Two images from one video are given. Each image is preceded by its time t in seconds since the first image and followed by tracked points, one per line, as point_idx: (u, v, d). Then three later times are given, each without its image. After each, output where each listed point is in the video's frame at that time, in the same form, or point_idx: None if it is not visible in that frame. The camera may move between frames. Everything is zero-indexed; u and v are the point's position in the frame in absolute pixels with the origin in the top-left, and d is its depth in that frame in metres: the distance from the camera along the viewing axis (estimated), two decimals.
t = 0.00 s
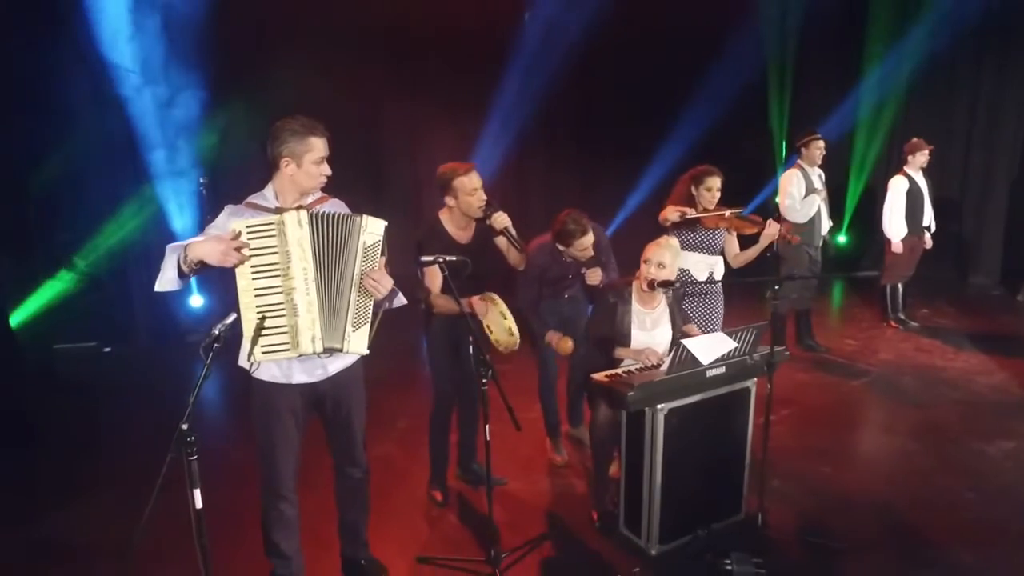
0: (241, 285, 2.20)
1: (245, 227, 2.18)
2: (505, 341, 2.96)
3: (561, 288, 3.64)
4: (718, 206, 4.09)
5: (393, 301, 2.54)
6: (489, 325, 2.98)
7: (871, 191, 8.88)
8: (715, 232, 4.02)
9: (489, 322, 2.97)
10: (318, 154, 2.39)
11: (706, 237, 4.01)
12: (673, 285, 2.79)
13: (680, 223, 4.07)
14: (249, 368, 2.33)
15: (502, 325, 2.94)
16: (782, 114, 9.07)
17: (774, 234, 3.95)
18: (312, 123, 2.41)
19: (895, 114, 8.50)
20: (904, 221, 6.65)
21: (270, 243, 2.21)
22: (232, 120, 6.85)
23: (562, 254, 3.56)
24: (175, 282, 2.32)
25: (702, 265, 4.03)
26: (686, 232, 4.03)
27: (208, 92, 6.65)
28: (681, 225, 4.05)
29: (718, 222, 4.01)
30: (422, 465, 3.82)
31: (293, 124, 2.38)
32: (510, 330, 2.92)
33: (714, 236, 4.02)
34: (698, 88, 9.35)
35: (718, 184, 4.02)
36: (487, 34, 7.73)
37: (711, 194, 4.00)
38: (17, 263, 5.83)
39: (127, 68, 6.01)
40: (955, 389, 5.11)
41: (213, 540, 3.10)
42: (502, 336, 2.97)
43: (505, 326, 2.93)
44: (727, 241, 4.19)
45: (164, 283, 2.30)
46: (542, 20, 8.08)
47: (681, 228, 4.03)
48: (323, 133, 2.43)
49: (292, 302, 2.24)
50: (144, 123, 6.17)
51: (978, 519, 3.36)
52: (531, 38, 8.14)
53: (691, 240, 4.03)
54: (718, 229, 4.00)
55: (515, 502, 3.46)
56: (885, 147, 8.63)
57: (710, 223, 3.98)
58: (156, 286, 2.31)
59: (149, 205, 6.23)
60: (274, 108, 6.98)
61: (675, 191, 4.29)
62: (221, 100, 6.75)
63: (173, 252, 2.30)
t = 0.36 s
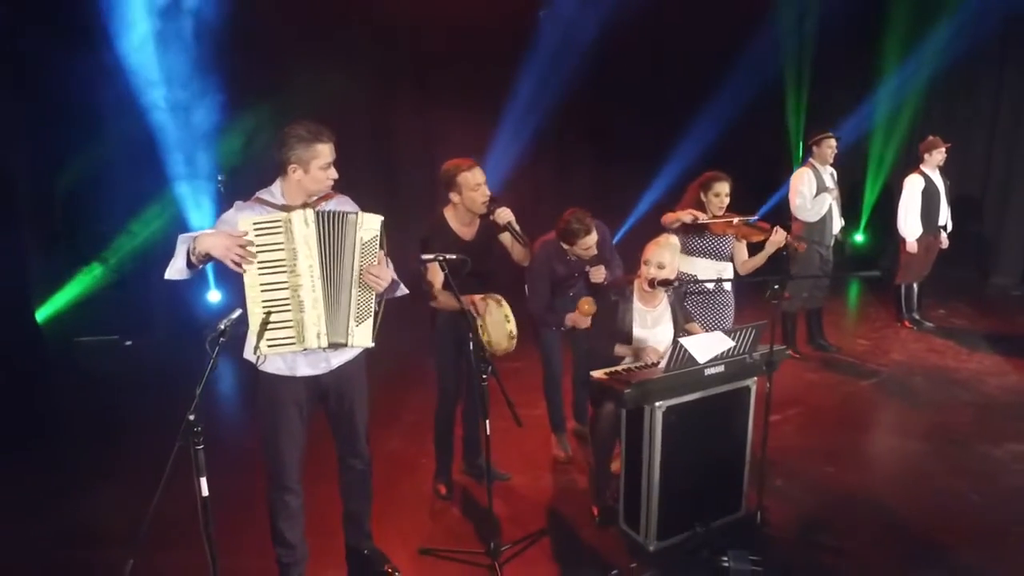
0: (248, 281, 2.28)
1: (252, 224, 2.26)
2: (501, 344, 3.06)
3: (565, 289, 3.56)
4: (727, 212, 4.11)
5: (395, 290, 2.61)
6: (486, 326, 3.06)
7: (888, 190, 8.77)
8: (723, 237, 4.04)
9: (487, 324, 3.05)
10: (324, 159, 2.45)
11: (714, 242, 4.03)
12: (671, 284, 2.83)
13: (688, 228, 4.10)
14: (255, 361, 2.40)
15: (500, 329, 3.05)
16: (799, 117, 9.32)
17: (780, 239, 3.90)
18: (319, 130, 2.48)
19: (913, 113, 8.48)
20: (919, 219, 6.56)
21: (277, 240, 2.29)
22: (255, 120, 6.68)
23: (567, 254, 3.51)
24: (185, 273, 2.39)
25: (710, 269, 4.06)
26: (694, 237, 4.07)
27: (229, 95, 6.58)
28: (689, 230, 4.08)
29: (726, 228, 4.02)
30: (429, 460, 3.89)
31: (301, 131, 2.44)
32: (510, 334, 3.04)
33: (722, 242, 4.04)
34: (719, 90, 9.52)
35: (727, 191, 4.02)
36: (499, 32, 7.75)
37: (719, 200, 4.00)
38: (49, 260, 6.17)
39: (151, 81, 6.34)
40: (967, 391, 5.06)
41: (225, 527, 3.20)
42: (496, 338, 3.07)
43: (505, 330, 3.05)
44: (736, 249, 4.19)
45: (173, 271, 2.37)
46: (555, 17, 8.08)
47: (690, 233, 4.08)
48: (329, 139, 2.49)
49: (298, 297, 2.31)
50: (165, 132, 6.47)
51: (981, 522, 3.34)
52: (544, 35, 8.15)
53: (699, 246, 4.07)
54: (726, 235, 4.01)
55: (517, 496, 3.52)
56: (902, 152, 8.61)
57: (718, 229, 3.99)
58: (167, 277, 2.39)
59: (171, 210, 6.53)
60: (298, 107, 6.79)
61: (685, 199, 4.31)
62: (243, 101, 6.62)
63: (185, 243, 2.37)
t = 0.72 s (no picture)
0: (256, 279, 2.36)
1: (264, 223, 2.34)
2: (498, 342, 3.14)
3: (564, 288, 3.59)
4: (729, 208, 4.11)
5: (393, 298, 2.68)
6: (483, 324, 3.14)
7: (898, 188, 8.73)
8: (725, 233, 4.07)
9: (484, 323, 3.13)
10: (339, 168, 2.50)
11: (715, 239, 4.06)
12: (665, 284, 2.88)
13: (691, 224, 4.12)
14: (258, 353, 2.50)
15: (495, 329, 3.13)
16: (809, 111, 9.19)
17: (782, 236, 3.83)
18: (337, 137, 2.51)
19: (926, 114, 8.50)
20: (926, 218, 6.50)
21: (286, 242, 2.37)
22: (269, 124, 6.80)
23: (565, 253, 3.55)
24: (197, 264, 2.48)
25: (712, 266, 4.10)
26: (698, 233, 4.10)
27: (244, 101, 6.68)
28: (691, 226, 4.10)
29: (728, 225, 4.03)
30: (430, 454, 3.97)
31: (319, 138, 2.48)
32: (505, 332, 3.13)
33: (723, 238, 4.07)
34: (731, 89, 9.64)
35: (729, 186, 4.03)
36: (507, 31, 7.79)
37: (722, 196, 4.02)
38: (72, 257, 6.51)
39: (172, 83, 6.44)
40: (970, 391, 5.06)
41: (231, 516, 3.30)
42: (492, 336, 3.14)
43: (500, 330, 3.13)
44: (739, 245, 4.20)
45: (186, 265, 2.46)
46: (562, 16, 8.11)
47: (692, 230, 4.11)
48: (346, 146, 2.53)
49: (302, 299, 2.40)
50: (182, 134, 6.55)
51: (974, 522, 3.37)
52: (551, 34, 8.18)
53: (701, 243, 4.12)
54: (727, 232, 4.05)
55: (516, 490, 3.59)
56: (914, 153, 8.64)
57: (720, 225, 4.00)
58: (179, 266, 2.47)
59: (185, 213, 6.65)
60: (310, 113, 6.90)
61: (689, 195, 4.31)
62: (258, 109, 6.73)
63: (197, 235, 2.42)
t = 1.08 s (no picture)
0: (256, 272, 2.45)
1: (267, 217, 2.42)
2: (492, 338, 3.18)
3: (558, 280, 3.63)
4: (726, 199, 4.12)
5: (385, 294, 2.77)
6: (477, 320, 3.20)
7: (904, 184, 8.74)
8: (720, 224, 4.11)
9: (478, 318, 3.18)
10: (344, 168, 2.57)
11: (710, 229, 4.11)
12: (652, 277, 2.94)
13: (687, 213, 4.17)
14: (256, 341, 2.59)
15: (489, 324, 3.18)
16: (818, 101, 9.07)
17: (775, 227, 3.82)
18: (342, 137, 2.57)
19: (934, 110, 8.65)
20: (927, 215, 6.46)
21: (287, 238, 2.45)
22: (271, 117, 6.96)
23: (559, 247, 3.60)
24: (203, 254, 2.54)
25: (707, 256, 4.15)
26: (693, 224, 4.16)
27: (247, 101, 6.90)
28: (686, 216, 4.15)
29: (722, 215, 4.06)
30: (428, 443, 4.06)
31: (325, 138, 2.54)
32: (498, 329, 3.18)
33: (718, 229, 4.11)
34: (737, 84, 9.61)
35: (726, 177, 4.03)
36: (511, 25, 7.82)
37: (718, 187, 4.02)
38: (83, 255, 6.62)
39: (184, 85, 6.70)
40: (967, 386, 5.08)
41: (231, 501, 3.40)
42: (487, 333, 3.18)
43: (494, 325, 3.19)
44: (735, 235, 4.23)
45: (191, 253, 2.52)
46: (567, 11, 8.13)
47: (688, 219, 4.16)
48: (352, 147, 2.60)
49: (300, 293, 2.48)
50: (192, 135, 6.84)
51: (960, 515, 3.41)
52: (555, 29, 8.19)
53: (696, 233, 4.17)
54: (723, 222, 4.08)
55: (510, 479, 3.67)
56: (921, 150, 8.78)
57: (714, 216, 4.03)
58: (184, 255, 2.53)
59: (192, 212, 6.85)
60: (314, 115, 7.07)
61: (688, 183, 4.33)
62: (262, 106, 6.92)
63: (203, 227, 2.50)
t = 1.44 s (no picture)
0: (252, 262, 2.54)
1: (263, 210, 2.51)
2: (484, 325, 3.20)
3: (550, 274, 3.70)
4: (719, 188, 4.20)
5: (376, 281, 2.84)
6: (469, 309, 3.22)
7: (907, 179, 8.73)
8: (712, 214, 4.16)
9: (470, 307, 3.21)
10: (335, 158, 2.65)
11: (702, 218, 4.16)
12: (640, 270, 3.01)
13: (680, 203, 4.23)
14: (254, 330, 2.69)
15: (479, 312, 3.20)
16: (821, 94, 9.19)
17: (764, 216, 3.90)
18: (332, 129, 2.65)
19: (939, 104, 8.62)
20: (926, 211, 6.47)
21: (282, 229, 2.53)
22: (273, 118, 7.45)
23: (551, 240, 3.65)
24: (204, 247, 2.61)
25: (700, 245, 4.20)
26: (686, 215, 4.22)
27: (251, 103, 7.40)
28: (680, 206, 4.22)
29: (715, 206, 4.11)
30: (425, 432, 4.16)
31: (315, 129, 2.62)
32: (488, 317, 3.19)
33: (711, 218, 4.16)
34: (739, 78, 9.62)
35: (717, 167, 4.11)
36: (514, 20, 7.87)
37: (710, 177, 4.09)
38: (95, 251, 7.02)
39: (194, 89, 7.24)
40: (961, 380, 5.12)
41: (231, 486, 3.52)
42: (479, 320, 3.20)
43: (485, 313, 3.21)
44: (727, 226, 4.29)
45: (190, 246, 2.58)
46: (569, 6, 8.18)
47: (681, 209, 4.22)
48: (342, 138, 2.67)
49: (294, 282, 2.57)
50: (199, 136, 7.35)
51: (943, 506, 3.48)
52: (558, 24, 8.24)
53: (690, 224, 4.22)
54: (714, 212, 4.13)
55: (503, 466, 3.77)
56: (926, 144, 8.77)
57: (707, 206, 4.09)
58: (185, 248, 2.59)
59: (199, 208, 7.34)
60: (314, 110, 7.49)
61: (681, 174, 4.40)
62: (265, 107, 7.42)
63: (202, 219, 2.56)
